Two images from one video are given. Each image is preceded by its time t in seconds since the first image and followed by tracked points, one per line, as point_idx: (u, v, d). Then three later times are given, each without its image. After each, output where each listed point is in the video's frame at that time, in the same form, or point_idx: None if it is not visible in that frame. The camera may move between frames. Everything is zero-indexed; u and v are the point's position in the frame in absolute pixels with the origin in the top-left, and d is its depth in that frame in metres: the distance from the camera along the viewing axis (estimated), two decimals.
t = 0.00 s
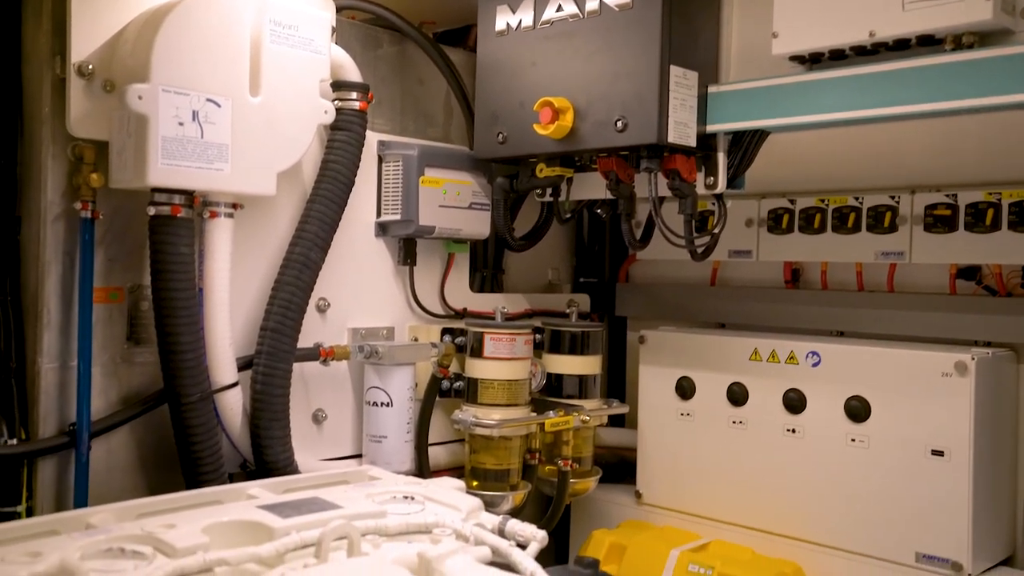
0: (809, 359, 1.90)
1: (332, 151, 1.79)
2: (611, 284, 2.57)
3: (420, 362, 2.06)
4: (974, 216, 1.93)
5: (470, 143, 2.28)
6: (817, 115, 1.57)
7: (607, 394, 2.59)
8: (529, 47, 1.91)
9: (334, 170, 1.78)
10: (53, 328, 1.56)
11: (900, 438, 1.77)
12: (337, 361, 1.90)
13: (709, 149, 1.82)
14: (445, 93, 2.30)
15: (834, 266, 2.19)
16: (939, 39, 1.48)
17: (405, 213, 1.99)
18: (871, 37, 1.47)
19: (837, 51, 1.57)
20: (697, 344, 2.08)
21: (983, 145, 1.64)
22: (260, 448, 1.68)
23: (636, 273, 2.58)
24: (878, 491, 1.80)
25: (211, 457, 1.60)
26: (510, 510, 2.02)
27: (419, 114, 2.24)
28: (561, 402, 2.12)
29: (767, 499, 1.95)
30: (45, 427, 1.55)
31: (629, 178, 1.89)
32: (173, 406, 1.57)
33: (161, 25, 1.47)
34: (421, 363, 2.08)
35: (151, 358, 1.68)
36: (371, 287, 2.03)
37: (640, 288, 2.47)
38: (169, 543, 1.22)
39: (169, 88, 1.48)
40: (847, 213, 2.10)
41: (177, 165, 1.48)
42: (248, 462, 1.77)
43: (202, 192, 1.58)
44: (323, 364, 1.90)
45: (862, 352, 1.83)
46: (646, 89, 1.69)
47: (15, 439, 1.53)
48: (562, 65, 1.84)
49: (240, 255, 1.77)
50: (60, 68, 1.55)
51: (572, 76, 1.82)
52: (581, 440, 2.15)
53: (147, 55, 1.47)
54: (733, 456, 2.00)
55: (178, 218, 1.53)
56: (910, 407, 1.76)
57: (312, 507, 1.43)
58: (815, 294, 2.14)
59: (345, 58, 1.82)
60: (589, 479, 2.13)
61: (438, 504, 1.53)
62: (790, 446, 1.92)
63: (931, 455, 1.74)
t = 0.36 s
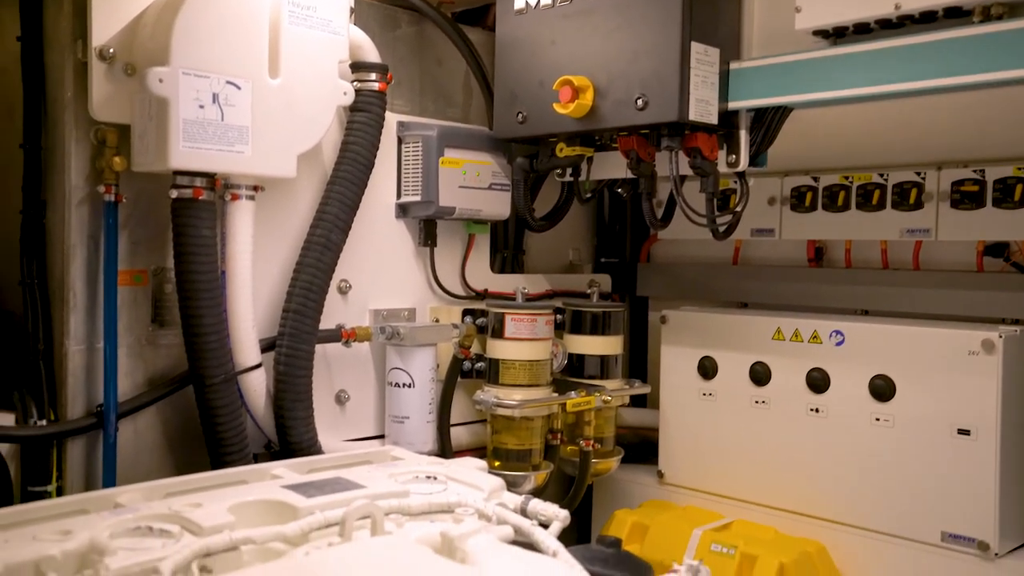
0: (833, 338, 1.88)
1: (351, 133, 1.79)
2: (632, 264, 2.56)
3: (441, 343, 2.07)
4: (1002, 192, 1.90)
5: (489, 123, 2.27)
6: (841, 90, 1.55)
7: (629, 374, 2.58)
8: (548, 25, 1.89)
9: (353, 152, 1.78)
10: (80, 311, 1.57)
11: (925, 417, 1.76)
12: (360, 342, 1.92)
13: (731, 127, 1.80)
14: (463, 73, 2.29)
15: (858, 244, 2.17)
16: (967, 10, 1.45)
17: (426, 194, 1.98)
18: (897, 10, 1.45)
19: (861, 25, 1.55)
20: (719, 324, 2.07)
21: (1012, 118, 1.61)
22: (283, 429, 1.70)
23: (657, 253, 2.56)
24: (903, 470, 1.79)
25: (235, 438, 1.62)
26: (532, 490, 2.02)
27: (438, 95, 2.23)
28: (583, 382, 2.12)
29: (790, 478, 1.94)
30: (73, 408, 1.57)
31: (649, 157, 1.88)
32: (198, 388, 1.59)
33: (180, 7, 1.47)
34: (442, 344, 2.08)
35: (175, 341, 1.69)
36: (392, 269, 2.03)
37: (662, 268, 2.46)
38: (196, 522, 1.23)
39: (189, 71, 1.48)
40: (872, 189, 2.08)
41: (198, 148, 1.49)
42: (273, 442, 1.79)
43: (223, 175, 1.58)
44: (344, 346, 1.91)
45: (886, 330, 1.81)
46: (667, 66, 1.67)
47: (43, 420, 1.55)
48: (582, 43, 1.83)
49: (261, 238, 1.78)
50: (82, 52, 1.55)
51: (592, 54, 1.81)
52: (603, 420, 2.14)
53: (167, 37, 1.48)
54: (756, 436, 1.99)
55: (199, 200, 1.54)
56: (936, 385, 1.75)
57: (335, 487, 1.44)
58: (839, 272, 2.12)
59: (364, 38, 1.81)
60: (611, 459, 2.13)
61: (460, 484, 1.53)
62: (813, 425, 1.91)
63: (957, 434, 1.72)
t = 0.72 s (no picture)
0: (853, 322, 1.87)
1: (369, 119, 1.79)
2: (650, 249, 2.55)
3: (460, 329, 2.08)
4: None
5: (507, 108, 2.26)
6: (863, 72, 1.53)
7: (648, 360, 2.58)
8: (566, 9, 1.88)
9: (371, 139, 1.78)
10: (102, 298, 1.59)
11: (947, 402, 1.75)
12: (378, 328, 1.92)
13: (750, 111, 1.78)
14: (481, 58, 2.28)
15: (879, 228, 2.15)
16: None
17: (443, 180, 1.98)
18: None
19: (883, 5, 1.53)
20: (738, 309, 2.06)
21: None
22: (304, 414, 1.71)
23: (676, 238, 2.55)
24: (924, 456, 1.78)
25: (256, 423, 1.63)
26: (551, 474, 2.03)
27: (456, 81, 2.23)
28: (601, 367, 2.12)
29: (810, 464, 1.93)
30: (97, 394, 1.59)
31: (668, 142, 1.87)
32: (219, 373, 1.60)
33: None
34: (461, 331, 2.09)
35: (197, 327, 1.71)
36: (411, 255, 2.04)
37: (681, 253, 2.45)
38: (218, 506, 1.25)
39: (208, 59, 1.48)
40: (894, 172, 2.05)
41: (217, 135, 1.49)
42: (293, 428, 1.80)
43: (242, 161, 1.59)
44: (363, 332, 1.92)
45: (908, 315, 1.80)
46: (686, 50, 1.66)
47: (68, 406, 1.57)
48: (600, 27, 1.82)
49: (281, 225, 1.78)
50: (102, 41, 1.57)
51: (610, 38, 1.80)
52: (621, 405, 2.14)
53: (185, 25, 1.48)
54: (776, 421, 1.99)
55: (219, 187, 1.55)
56: (958, 370, 1.73)
57: (355, 472, 1.45)
58: (859, 257, 2.11)
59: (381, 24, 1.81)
60: (630, 445, 2.13)
61: (479, 469, 1.54)
62: (833, 410, 1.90)
63: (979, 418, 1.71)
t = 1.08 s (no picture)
0: (875, 306, 1.86)
1: (388, 102, 1.79)
2: (670, 233, 2.54)
3: (478, 313, 2.06)
4: None
5: (526, 91, 2.26)
6: (887, 53, 1.51)
7: (667, 344, 2.58)
8: None
9: (391, 122, 1.78)
10: (125, 282, 1.60)
11: (970, 385, 1.73)
12: (398, 311, 1.92)
13: (772, 93, 1.76)
14: (500, 41, 2.28)
15: (902, 211, 2.13)
16: None
17: (463, 163, 1.98)
18: None
19: None
20: (759, 293, 2.05)
21: None
22: (325, 397, 1.72)
23: (695, 221, 2.54)
24: (946, 440, 1.77)
25: (278, 406, 1.65)
26: (570, 458, 2.03)
27: (475, 64, 2.22)
28: (620, 351, 2.11)
29: (830, 447, 1.93)
30: (121, 377, 1.61)
31: (688, 124, 1.86)
32: (240, 356, 1.61)
33: None
34: (480, 314, 2.08)
35: (218, 311, 1.72)
36: (430, 239, 2.04)
37: (701, 237, 2.44)
38: (241, 488, 1.26)
39: (228, 42, 1.49)
40: (917, 154, 2.03)
41: (237, 119, 1.50)
42: (314, 411, 1.81)
43: (262, 145, 1.59)
44: (383, 315, 1.93)
45: (931, 298, 1.78)
46: (707, 31, 1.65)
47: (92, 388, 1.59)
48: (620, 9, 1.80)
49: (300, 208, 1.79)
50: (122, 25, 1.57)
51: (629, 19, 1.78)
52: (640, 389, 2.14)
53: (205, 9, 1.48)
54: (796, 405, 1.98)
55: (239, 171, 1.55)
56: (981, 353, 1.72)
57: (376, 454, 1.46)
58: (882, 239, 2.09)
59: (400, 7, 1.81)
60: (649, 428, 2.13)
61: (499, 452, 1.54)
62: (854, 394, 1.89)
63: (1002, 402, 1.70)
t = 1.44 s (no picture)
0: (890, 291, 1.84)
1: (402, 86, 1.78)
2: (684, 217, 2.52)
3: (492, 298, 2.07)
4: None
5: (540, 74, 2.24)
6: (905, 36, 1.50)
7: (681, 328, 2.57)
8: None
9: (404, 106, 1.77)
10: (140, 267, 1.61)
11: (988, 371, 1.72)
12: (411, 297, 1.93)
13: (788, 75, 1.74)
14: (514, 24, 2.26)
15: (919, 195, 2.11)
16: None
17: (476, 148, 1.97)
18: None
19: None
20: (774, 278, 2.04)
21: None
22: (339, 382, 1.72)
23: (710, 206, 2.53)
24: (963, 426, 1.76)
25: (292, 390, 1.65)
26: (584, 442, 2.03)
27: (488, 47, 2.21)
28: (633, 335, 2.11)
29: (845, 433, 1.92)
30: (136, 361, 1.62)
31: (704, 108, 1.84)
32: (255, 340, 1.61)
33: None
34: (494, 299, 2.08)
35: (232, 295, 1.72)
36: (444, 224, 2.03)
37: (715, 221, 2.42)
38: (256, 471, 1.26)
39: (241, 26, 1.48)
40: (934, 137, 2.02)
41: (250, 103, 1.50)
42: (328, 395, 1.82)
43: (275, 129, 1.59)
44: (396, 300, 1.93)
45: (948, 282, 1.77)
46: (722, 13, 1.63)
47: (108, 372, 1.59)
48: None
49: (314, 193, 1.79)
50: (135, 9, 1.57)
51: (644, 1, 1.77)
52: (654, 374, 2.14)
53: None
54: (810, 390, 1.97)
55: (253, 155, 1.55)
56: (999, 338, 1.71)
57: (390, 438, 1.46)
58: (899, 224, 2.07)
59: None
60: (663, 413, 2.13)
61: (512, 436, 1.54)
62: (869, 379, 1.88)
63: (1019, 387, 1.69)
